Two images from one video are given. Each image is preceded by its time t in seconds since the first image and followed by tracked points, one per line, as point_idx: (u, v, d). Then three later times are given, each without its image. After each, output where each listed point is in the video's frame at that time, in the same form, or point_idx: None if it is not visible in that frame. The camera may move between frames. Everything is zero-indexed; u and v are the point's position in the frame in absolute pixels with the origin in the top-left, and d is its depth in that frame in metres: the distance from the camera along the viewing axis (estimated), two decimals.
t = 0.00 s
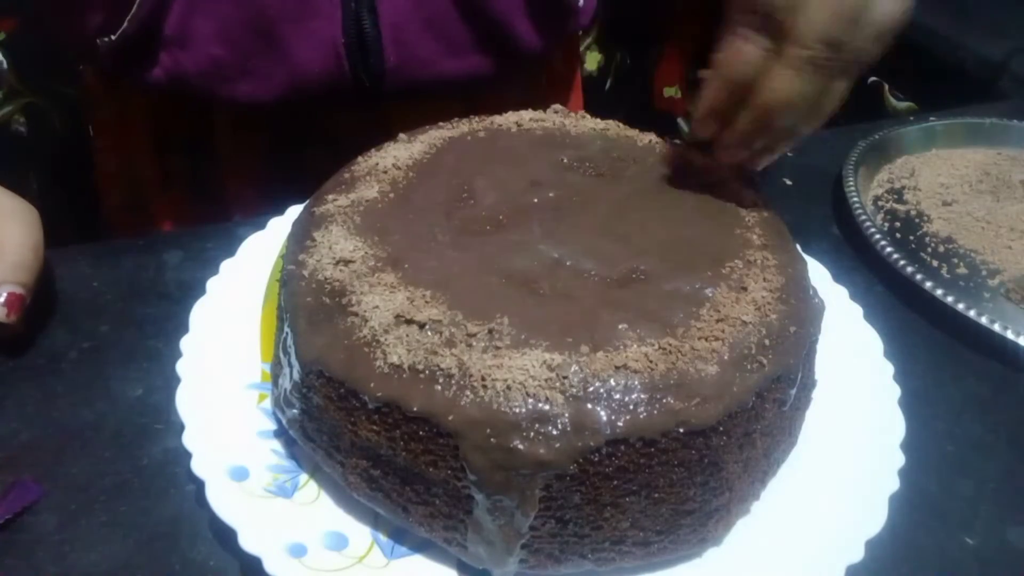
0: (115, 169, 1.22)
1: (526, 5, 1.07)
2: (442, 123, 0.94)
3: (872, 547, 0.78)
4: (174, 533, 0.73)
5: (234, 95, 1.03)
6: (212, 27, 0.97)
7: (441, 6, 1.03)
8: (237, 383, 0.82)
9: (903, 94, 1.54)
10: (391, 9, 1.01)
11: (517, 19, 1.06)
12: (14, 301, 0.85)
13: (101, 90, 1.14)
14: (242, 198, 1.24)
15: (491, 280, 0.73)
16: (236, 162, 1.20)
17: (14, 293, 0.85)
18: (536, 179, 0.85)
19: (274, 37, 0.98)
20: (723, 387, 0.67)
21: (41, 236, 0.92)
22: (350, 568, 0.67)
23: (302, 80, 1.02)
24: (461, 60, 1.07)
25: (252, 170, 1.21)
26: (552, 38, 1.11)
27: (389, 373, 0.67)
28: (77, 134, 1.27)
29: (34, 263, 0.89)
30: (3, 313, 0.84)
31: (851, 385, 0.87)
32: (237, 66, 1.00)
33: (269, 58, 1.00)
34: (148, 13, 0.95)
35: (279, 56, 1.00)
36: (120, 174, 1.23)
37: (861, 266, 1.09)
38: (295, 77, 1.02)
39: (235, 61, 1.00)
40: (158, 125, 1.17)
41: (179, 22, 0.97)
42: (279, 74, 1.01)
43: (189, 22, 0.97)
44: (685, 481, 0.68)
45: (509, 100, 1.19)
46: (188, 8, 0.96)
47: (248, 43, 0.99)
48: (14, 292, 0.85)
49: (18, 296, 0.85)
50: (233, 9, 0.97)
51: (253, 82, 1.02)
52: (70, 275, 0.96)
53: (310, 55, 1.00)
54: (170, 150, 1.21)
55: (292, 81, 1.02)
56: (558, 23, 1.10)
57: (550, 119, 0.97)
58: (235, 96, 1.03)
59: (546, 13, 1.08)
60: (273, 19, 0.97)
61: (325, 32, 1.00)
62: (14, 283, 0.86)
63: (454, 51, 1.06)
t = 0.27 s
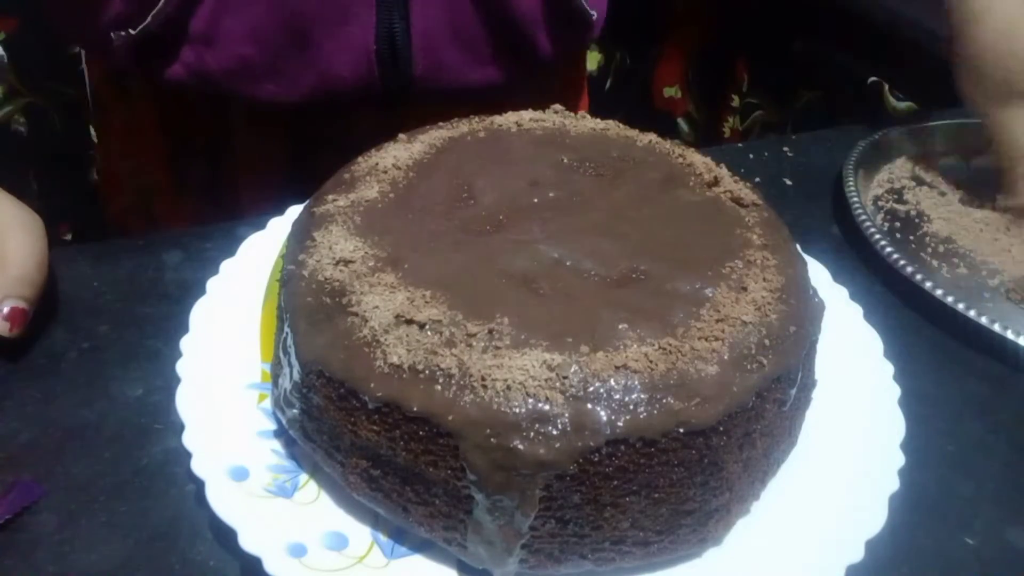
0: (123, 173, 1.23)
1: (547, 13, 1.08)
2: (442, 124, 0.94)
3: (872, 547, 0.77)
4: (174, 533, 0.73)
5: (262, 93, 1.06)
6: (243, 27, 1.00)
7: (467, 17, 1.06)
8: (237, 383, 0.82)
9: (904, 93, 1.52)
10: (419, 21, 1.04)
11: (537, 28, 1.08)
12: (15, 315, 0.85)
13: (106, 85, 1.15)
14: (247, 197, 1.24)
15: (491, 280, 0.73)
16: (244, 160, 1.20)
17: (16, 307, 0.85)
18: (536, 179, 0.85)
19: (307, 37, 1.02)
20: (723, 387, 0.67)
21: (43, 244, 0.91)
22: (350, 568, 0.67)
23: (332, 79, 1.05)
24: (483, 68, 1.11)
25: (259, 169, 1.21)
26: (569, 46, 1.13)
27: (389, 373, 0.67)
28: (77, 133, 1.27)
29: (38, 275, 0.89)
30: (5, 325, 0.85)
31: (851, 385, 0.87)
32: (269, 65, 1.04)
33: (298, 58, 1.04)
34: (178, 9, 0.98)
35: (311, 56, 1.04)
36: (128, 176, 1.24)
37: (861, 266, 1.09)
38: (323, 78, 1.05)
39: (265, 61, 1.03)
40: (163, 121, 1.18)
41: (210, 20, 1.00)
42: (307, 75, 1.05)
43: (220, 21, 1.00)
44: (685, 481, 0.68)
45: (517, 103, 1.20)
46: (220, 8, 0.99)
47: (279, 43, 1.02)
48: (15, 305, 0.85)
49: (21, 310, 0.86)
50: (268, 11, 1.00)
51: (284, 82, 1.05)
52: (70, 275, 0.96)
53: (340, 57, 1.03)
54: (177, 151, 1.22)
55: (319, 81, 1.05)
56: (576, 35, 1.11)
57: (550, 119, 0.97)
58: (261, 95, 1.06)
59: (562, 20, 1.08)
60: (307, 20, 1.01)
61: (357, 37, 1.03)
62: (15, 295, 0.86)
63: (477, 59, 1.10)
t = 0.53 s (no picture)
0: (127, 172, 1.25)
1: (515, 16, 1.07)
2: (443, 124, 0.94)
3: (872, 547, 0.78)
4: (174, 533, 0.73)
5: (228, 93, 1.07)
6: (199, 35, 1.00)
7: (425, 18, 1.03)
8: (237, 383, 0.82)
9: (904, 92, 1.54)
10: (377, 21, 1.01)
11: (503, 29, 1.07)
12: (14, 310, 0.85)
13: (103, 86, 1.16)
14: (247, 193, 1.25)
15: (491, 280, 0.73)
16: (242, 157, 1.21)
17: (14, 301, 0.85)
18: (536, 179, 0.85)
19: (259, 45, 1.01)
20: (723, 388, 0.67)
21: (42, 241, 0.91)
22: (349, 569, 0.67)
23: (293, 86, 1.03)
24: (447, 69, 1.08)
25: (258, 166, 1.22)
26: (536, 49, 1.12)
27: (389, 374, 0.67)
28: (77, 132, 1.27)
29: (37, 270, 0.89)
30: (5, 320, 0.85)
31: (851, 384, 0.87)
32: (229, 72, 1.03)
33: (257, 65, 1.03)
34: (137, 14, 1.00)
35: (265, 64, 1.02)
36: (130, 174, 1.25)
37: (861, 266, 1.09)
38: (281, 85, 1.04)
39: (227, 66, 1.03)
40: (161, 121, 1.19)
41: (170, 25, 1.01)
42: (265, 82, 1.04)
43: (179, 29, 1.01)
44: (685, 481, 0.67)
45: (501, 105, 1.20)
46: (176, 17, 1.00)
47: (232, 51, 1.01)
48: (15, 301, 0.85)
49: (20, 304, 0.86)
50: (218, 18, 0.99)
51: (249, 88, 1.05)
52: (70, 274, 0.96)
53: (294, 64, 1.01)
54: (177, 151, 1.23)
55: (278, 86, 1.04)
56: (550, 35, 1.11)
57: (551, 119, 0.97)
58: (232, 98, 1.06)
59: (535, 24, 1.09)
60: (257, 28, 0.99)
61: (315, 42, 1.00)
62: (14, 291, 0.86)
63: (438, 61, 1.07)
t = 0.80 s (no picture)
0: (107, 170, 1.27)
1: (508, 26, 1.05)
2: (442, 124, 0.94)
3: (872, 548, 0.78)
4: (174, 533, 0.73)
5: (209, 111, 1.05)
6: (180, 50, 0.99)
7: (409, 30, 1.02)
8: (237, 383, 0.82)
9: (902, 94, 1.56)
10: (359, 34, 0.99)
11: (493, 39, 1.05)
12: (19, 297, 0.85)
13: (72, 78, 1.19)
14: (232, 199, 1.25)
15: (491, 279, 0.73)
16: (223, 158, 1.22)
17: (19, 289, 0.85)
18: (536, 179, 0.86)
19: (240, 62, 0.98)
20: (723, 388, 0.67)
21: (43, 233, 0.91)
22: (349, 569, 0.67)
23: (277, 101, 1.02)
24: (432, 81, 1.07)
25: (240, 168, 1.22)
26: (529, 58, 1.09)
27: (389, 373, 0.67)
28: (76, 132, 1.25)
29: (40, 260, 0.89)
30: (9, 309, 0.85)
31: (851, 384, 0.87)
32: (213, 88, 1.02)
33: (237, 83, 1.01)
34: (116, 29, 0.97)
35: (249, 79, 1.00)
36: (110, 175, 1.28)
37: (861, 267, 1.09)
38: (266, 100, 1.02)
39: (211, 83, 1.01)
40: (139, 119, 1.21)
41: (147, 42, 0.98)
42: (246, 94, 1.02)
43: (158, 45, 0.99)
44: (685, 481, 0.67)
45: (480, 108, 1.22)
46: (157, 33, 0.98)
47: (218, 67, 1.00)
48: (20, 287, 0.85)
49: (24, 292, 0.86)
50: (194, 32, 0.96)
51: (230, 103, 1.03)
52: (71, 274, 0.96)
53: (278, 77, 0.99)
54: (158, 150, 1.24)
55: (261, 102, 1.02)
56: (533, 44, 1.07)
57: (551, 119, 0.97)
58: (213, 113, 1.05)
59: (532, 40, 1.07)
60: (236, 46, 0.97)
61: (296, 56, 0.98)
62: (19, 278, 0.86)
63: (424, 73, 1.06)
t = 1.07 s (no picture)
0: (57, 208, 1.24)
1: None
2: (443, 124, 0.94)
3: (871, 547, 0.78)
4: (174, 533, 0.73)
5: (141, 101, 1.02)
6: (104, 39, 0.96)
7: None
8: (237, 383, 0.82)
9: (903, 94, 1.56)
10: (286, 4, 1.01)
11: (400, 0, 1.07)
12: (33, 265, 0.85)
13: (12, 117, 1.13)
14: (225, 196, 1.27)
15: (491, 279, 0.73)
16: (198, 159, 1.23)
17: (32, 257, 0.86)
18: (536, 179, 0.86)
19: (170, 45, 0.98)
20: (723, 387, 0.67)
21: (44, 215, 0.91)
22: (349, 569, 0.67)
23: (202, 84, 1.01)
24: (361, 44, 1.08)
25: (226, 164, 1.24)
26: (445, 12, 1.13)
27: (388, 374, 0.67)
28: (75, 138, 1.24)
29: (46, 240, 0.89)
30: (26, 279, 0.85)
31: (851, 384, 0.87)
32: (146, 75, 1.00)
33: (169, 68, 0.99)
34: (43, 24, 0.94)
35: (180, 60, 0.99)
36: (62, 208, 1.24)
37: (861, 266, 1.09)
38: (198, 83, 1.01)
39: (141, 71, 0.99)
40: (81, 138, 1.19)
41: (72, 36, 0.96)
42: (178, 80, 1.00)
43: (81, 38, 0.96)
44: (685, 481, 0.67)
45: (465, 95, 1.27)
46: (77, 24, 0.95)
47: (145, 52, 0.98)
48: (34, 258, 0.85)
49: (38, 262, 0.86)
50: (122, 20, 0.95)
51: (164, 90, 1.01)
52: (70, 274, 0.96)
53: (209, 57, 0.99)
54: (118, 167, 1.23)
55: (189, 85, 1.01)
56: None
57: (551, 119, 0.97)
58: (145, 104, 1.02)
59: None
60: (166, 27, 0.96)
61: (226, 31, 0.99)
62: (32, 250, 0.86)
63: (355, 37, 1.07)
